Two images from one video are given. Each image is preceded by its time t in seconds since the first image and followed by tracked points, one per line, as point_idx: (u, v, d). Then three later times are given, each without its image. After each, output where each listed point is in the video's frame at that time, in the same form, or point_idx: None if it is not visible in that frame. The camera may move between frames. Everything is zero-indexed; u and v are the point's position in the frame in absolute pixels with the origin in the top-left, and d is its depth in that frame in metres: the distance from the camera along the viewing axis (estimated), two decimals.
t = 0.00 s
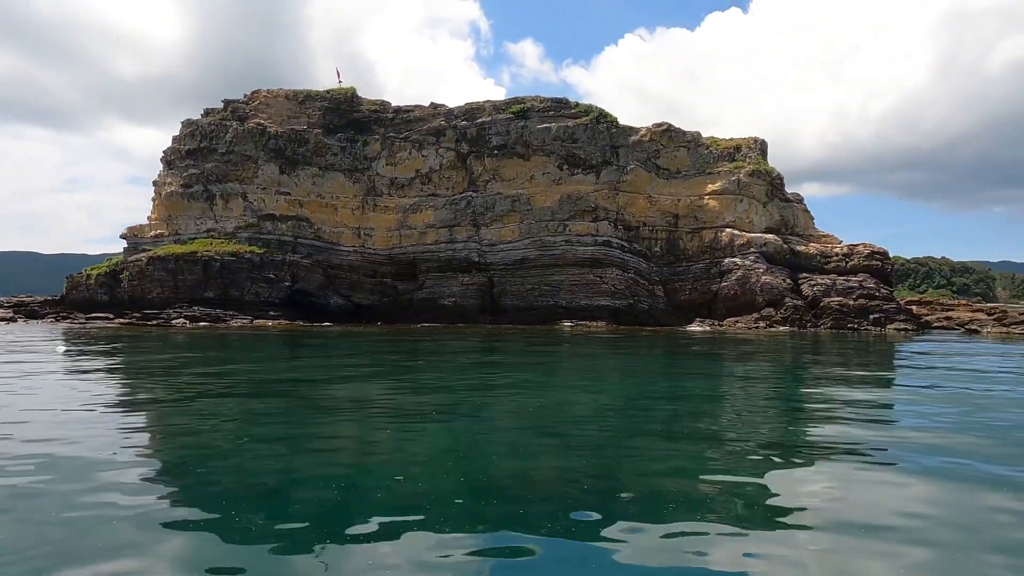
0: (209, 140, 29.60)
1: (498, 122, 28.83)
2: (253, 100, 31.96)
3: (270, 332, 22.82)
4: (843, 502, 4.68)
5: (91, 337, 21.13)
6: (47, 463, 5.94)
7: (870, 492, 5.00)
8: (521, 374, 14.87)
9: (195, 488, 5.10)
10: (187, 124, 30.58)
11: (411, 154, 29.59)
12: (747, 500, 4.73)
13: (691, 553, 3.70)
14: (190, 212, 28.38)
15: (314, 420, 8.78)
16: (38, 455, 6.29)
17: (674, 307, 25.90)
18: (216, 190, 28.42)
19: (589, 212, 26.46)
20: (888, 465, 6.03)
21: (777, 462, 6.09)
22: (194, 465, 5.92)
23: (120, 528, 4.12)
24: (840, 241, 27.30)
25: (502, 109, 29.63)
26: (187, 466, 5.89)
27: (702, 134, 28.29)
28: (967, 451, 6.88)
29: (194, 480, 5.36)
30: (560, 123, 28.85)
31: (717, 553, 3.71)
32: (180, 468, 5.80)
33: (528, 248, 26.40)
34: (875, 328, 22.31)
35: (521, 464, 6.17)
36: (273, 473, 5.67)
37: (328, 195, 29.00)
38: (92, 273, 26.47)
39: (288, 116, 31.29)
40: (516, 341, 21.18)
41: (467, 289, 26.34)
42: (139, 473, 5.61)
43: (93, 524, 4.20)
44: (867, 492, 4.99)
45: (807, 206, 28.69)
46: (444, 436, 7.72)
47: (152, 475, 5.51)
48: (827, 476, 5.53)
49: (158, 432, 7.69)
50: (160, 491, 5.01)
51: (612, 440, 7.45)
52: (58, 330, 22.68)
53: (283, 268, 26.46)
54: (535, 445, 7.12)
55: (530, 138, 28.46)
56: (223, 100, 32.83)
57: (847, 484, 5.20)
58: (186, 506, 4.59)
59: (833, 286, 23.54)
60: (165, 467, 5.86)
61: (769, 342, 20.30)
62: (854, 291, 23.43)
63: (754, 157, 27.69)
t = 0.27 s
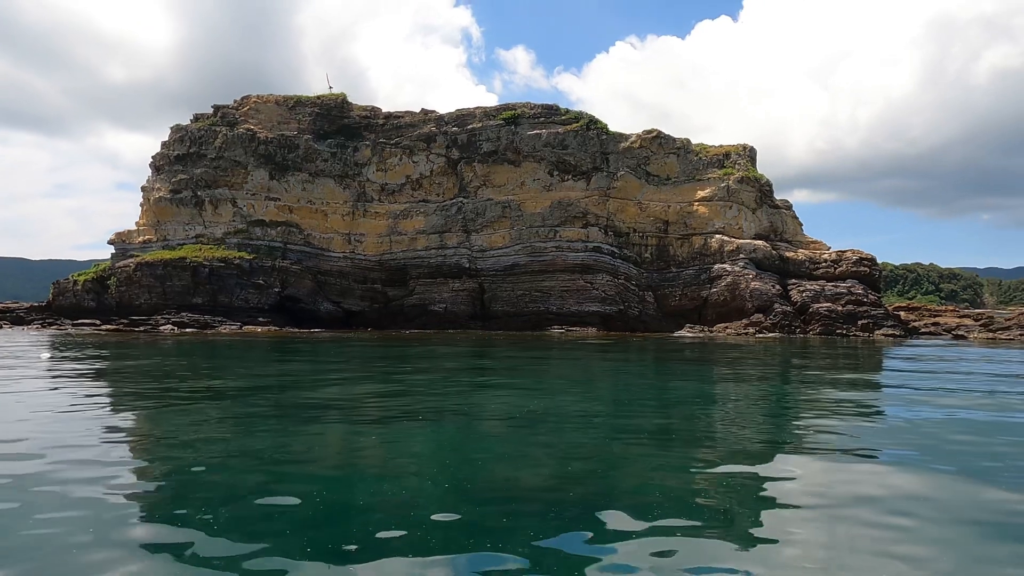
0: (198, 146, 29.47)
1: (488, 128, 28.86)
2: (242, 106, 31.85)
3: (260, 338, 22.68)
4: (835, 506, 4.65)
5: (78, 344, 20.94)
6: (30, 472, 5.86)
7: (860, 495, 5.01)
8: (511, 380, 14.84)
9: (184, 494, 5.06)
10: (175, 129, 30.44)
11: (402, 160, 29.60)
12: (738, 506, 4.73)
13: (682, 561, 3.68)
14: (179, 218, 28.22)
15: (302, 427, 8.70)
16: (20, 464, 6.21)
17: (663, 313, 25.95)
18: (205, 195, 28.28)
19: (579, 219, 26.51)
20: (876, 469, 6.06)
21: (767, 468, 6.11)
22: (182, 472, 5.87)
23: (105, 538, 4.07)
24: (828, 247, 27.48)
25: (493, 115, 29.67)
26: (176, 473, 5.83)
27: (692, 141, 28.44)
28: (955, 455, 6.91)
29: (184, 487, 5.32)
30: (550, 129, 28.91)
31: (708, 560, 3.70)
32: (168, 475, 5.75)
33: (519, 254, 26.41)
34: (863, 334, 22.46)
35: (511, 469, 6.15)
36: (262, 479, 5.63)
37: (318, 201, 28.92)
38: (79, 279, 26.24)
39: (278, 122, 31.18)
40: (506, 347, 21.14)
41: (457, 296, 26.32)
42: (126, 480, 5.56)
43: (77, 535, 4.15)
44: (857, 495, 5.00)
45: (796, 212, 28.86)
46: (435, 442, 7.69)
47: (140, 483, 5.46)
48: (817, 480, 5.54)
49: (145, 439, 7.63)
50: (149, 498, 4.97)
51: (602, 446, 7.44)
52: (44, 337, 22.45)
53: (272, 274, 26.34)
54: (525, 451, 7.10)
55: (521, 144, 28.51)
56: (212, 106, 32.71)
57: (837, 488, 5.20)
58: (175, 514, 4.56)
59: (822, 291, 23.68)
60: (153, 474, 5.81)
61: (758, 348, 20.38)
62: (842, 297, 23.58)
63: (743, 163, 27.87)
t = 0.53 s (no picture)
0: (190, 152, 29.39)
1: (481, 135, 28.89)
2: (235, 112, 31.79)
3: (251, 345, 22.57)
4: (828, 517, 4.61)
5: (67, 350, 20.78)
6: (20, 479, 5.81)
7: (852, 503, 5.01)
8: (504, 387, 14.81)
9: (174, 502, 5.02)
10: (168, 135, 30.36)
11: (395, 167, 29.61)
12: (732, 514, 4.72)
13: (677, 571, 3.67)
14: (170, 224, 28.10)
15: (294, 434, 8.65)
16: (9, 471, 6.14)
17: (656, 320, 25.98)
18: (197, 202, 28.19)
19: (572, 225, 26.53)
20: (867, 477, 6.07)
21: (758, 475, 6.12)
22: (174, 479, 5.83)
23: (95, 548, 4.03)
24: (820, 255, 27.60)
25: (486, 122, 29.73)
26: (166, 480, 5.80)
27: (684, 149, 28.55)
28: (945, 461, 6.93)
29: (175, 494, 5.29)
30: (543, 136, 28.97)
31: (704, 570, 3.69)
32: (159, 482, 5.71)
33: (512, 261, 26.41)
34: (854, 341, 22.55)
35: (503, 477, 6.14)
36: (254, 486, 5.60)
37: (310, 207, 28.86)
38: (69, 285, 26.06)
39: (271, 128, 31.14)
40: (499, 354, 21.10)
41: (450, 302, 26.33)
42: (116, 487, 5.52)
43: (67, 544, 4.11)
44: (850, 503, 4.99)
45: (788, 220, 28.99)
46: (427, 448, 7.67)
47: (131, 490, 5.42)
48: (810, 488, 5.52)
49: (135, 445, 7.58)
50: (140, 505, 4.93)
51: (594, 452, 7.43)
52: (33, 343, 22.26)
53: (264, 280, 26.24)
54: (518, 458, 7.08)
55: (513, 151, 28.56)
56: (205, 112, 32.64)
57: (829, 496, 5.20)
58: (165, 522, 4.51)
59: (813, 299, 23.76)
60: (144, 480, 5.77)
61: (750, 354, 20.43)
62: (834, 304, 23.68)
63: (735, 171, 28.01)
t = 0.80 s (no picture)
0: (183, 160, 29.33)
1: (475, 143, 28.93)
2: (228, 120, 31.76)
3: (243, 353, 22.47)
4: (821, 531, 4.47)
5: (58, 358, 20.62)
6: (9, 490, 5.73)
7: (850, 511, 4.99)
8: (497, 394, 14.75)
9: (166, 512, 4.97)
10: (160, 143, 30.30)
11: (388, 175, 29.62)
12: (730, 522, 4.70)
13: None
14: (163, 231, 28.01)
15: (287, 441, 8.58)
16: None
17: (649, 328, 25.99)
18: (190, 209, 28.12)
19: (565, 233, 26.56)
20: (864, 482, 6.06)
21: (751, 481, 6.13)
22: (164, 487, 5.80)
23: (83, 559, 3.97)
24: (812, 263, 27.69)
25: (480, 130, 29.80)
26: (156, 488, 5.77)
27: (677, 157, 28.65)
28: (937, 467, 6.94)
29: (165, 503, 5.22)
30: (537, 145, 29.03)
31: None
32: (149, 489, 5.69)
33: (505, 268, 26.41)
34: (847, 348, 22.61)
35: (495, 484, 6.13)
36: (244, 494, 5.58)
37: (304, 215, 28.83)
38: (60, 293, 25.88)
39: (265, 136, 31.11)
40: (493, 362, 21.06)
41: (444, 310, 26.29)
42: (106, 495, 5.50)
43: (54, 557, 4.05)
44: (846, 510, 4.99)
45: (781, 228, 29.09)
46: (419, 455, 7.65)
47: (121, 499, 5.36)
48: (809, 495, 5.50)
49: (126, 453, 7.54)
50: (131, 515, 4.88)
51: (586, 460, 7.41)
52: (24, 351, 22.08)
53: (256, 288, 26.14)
54: (510, 465, 7.07)
55: (507, 159, 28.60)
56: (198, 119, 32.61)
57: (821, 502, 5.19)
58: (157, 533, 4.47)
59: (806, 307, 23.82)
60: (136, 489, 5.73)
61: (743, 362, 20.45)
62: (826, 312, 23.75)
63: (727, 180, 28.16)
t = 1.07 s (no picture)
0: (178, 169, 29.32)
1: (470, 153, 29.00)
2: (223, 129, 31.78)
3: (236, 362, 22.40)
4: (813, 548, 4.41)
5: (50, 368, 20.52)
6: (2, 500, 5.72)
7: (844, 523, 5.01)
8: (492, 404, 14.73)
9: (159, 522, 4.95)
10: (155, 152, 30.30)
11: (383, 184, 29.65)
12: (725, 533, 4.71)
13: None
14: (157, 240, 27.95)
15: (281, 450, 8.56)
16: None
17: (644, 337, 26.00)
18: (184, 218, 28.08)
19: (560, 243, 26.59)
20: (858, 493, 6.07)
21: (744, 491, 6.15)
22: (159, 497, 5.77)
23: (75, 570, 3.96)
24: (806, 272, 27.78)
25: (475, 140, 29.86)
26: (151, 497, 5.77)
27: (672, 167, 28.77)
28: (930, 478, 6.96)
29: (159, 513, 5.21)
30: (532, 154, 29.12)
31: None
32: (144, 499, 5.66)
33: (500, 278, 26.42)
34: (841, 358, 22.65)
35: (489, 493, 6.14)
36: (238, 503, 5.58)
37: (299, 224, 28.81)
38: (52, 302, 25.78)
39: (260, 145, 31.13)
40: (487, 371, 21.04)
41: (438, 320, 26.28)
42: (100, 504, 5.50)
43: (46, 567, 4.04)
44: (840, 523, 4.99)
45: (775, 238, 29.20)
46: (414, 464, 7.65)
47: (115, 509, 5.35)
48: (803, 506, 5.51)
49: (120, 462, 7.53)
50: (125, 525, 4.86)
51: (580, 469, 7.42)
52: (16, 360, 21.97)
53: (250, 297, 26.08)
54: (504, 474, 7.08)
55: (502, 169, 28.67)
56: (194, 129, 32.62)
57: (815, 514, 5.20)
58: (151, 543, 4.45)
59: (800, 316, 23.87)
60: (129, 499, 5.71)
61: (738, 372, 20.48)
62: (820, 321, 23.80)
63: (721, 190, 28.28)
